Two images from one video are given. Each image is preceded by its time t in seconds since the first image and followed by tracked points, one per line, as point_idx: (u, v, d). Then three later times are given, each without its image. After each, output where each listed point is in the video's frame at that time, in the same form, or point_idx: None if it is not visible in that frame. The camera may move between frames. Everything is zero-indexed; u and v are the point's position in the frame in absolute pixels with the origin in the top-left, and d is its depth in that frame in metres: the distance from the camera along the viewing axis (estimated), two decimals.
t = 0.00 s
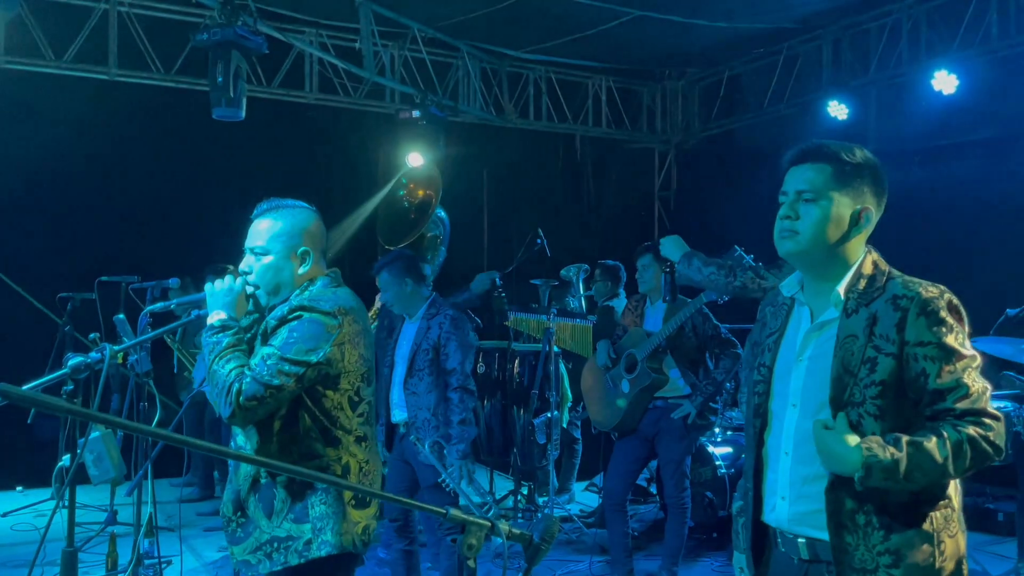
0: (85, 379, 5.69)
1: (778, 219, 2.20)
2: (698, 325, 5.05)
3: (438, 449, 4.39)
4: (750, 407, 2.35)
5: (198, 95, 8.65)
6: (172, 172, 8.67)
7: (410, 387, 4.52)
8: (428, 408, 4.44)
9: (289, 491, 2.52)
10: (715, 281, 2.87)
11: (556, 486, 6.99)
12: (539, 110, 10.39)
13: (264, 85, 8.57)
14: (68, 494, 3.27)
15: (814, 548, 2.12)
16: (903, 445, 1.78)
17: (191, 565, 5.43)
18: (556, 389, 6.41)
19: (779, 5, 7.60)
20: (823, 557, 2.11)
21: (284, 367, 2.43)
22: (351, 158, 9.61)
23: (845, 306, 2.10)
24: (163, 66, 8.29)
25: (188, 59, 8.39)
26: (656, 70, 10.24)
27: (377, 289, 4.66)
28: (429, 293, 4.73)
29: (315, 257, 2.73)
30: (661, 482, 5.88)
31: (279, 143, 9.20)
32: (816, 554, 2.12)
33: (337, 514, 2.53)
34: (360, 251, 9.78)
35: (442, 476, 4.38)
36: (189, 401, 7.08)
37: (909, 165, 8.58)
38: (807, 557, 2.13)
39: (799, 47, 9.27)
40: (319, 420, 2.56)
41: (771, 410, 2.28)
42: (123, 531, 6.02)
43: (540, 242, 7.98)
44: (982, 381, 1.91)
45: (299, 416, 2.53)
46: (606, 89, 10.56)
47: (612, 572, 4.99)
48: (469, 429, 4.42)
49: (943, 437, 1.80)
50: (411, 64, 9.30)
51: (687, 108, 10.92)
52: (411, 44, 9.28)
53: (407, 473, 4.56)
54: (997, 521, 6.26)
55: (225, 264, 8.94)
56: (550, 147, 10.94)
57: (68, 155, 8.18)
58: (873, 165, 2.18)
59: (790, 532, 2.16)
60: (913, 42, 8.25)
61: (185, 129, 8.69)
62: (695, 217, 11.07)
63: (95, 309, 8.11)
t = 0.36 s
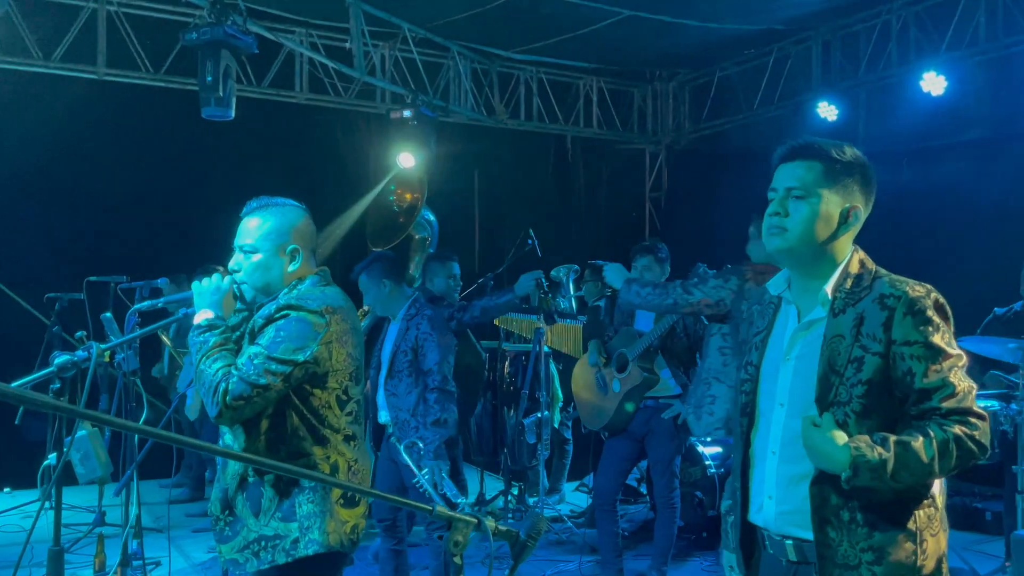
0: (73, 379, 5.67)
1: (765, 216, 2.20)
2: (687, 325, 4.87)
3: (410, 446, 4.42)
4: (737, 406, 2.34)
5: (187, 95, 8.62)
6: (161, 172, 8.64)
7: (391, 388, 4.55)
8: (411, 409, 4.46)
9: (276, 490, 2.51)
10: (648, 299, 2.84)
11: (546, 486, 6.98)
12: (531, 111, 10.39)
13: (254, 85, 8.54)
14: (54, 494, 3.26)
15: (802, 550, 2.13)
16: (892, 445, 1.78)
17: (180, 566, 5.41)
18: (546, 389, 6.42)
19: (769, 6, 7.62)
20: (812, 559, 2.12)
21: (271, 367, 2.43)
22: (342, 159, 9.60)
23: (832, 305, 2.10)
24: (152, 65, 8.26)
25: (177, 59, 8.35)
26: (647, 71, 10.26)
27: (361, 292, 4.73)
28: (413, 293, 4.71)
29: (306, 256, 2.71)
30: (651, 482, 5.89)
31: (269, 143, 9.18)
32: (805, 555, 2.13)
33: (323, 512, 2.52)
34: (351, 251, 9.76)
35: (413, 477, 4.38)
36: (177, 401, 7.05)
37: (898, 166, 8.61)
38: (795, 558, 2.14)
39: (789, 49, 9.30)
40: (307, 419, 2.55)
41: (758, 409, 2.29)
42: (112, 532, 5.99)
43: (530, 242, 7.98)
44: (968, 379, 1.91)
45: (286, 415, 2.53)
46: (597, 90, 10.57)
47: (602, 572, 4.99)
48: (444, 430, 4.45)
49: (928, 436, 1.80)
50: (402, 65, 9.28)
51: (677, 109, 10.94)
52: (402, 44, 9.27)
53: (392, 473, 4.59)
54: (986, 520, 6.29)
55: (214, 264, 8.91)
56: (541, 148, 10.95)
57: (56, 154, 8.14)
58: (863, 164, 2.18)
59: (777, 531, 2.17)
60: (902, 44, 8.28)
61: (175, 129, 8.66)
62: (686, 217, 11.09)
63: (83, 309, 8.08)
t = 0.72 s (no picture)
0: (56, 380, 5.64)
1: (743, 219, 2.21)
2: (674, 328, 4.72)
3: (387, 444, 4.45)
4: (720, 406, 2.35)
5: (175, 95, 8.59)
6: (147, 172, 8.61)
7: (372, 388, 4.54)
8: (389, 406, 4.47)
9: (259, 489, 2.50)
10: (607, 311, 3.52)
11: (534, 486, 6.98)
12: (519, 111, 10.39)
13: (242, 85, 8.51)
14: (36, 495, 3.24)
15: (784, 547, 2.13)
16: (867, 443, 1.79)
17: (164, 568, 5.37)
18: (533, 389, 6.42)
19: (756, 8, 7.65)
20: (794, 556, 2.12)
21: (253, 367, 2.42)
22: (330, 159, 9.59)
23: (809, 305, 2.11)
24: (139, 64, 8.22)
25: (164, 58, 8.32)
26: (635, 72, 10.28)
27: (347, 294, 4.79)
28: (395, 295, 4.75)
29: (288, 255, 2.70)
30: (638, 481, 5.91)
31: (257, 143, 9.16)
32: (787, 551, 2.13)
33: (306, 511, 2.51)
34: (339, 251, 9.74)
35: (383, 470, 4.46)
36: (163, 402, 7.02)
37: (884, 167, 8.65)
38: (778, 554, 2.14)
39: (776, 50, 9.34)
40: (290, 419, 2.54)
41: (741, 410, 2.29)
42: (96, 534, 5.96)
43: (518, 243, 7.99)
44: (944, 375, 1.92)
45: (270, 415, 2.52)
46: (585, 91, 10.58)
47: (589, 572, 4.98)
48: (422, 427, 4.42)
49: (905, 432, 1.81)
50: (391, 65, 9.27)
51: (666, 110, 10.97)
52: (390, 45, 9.26)
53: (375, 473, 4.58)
54: (971, 519, 6.32)
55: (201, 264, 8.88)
56: (530, 149, 10.97)
57: (41, 153, 8.09)
58: (836, 163, 2.20)
59: (760, 529, 2.17)
60: (888, 46, 8.33)
61: (162, 128, 8.63)
62: (674, 218, 11.12)
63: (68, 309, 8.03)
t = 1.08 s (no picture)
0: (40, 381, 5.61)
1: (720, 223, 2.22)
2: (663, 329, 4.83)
3: (383, 443, 4.43)
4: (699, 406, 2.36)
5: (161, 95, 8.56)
6: (134, 172, 8.57)
7: (360, 386, 4.52)
8: (375, 405, 4.45)
9: (242, 492, 2.49)
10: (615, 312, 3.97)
11: (522, 487, 6.98)
12: (508, 112, 10.40)
13: (229, 85, 8.48)
14: (17, 496, 3.22)
15: (758, 542, 2.13)
16: (835, 440, 1.81)
17: (150, 570, 5.34)
18: (521, 390, 6.43)
19: (743, 10, 7.68)
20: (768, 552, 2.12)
21: (234, 370, 2.41)
22: (319, 159, 9.58)
23: (785, 305, 2.12)
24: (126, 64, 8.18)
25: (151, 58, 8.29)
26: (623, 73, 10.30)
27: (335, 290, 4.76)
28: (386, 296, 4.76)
29: (269, 255, 2.70)
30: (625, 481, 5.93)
31: (244, 143, 9.14)
32: (761, 548, 2.13)
33: (291, 513, 2.50)
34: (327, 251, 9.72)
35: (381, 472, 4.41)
36: (149, 403, 6.99)
37: (870, 168, 8.69)
38: (752, 550, 2.15)
39: (763, 52, 9.38)
40: (272, 420, 2.54)
41: (719, 410, 2.30)
42: (82, 536, 5.93)
43: (506, 243, 7.99)
44: (917, 375, 1.93)
45: (252, 417, 2.52)
46: (574, 92, 10.60)
47: (576, 572, 4.98)
48: (416, 427, 4.39)
49: (874, 432, 1.82)
50: (379, 65, 9.26)
51: (654, 111, 11.00)
52: (378, 45, 9.25)
53: (361, 473, 4.57)
54: (955, 518, 6.36)
55: (187, 265, 8.84)
56: (519, 150, 10.98)
57: (26, 153, 8.04)
58: (809, 166, 2.22)
59: (735, 527, 2.18)
60: (874, 48, 8.38)
61: (148, 128, 8.59)
62: (662, 219, 11.15)
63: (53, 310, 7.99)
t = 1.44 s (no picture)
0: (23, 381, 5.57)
1: (710, 220, 2.23)
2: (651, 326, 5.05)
3: (385, 445, 4.39)
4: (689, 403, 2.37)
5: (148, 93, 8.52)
6: (120, 171, 8.53)
7: (355, 385, 4.47)
8: (372, 406, 4.42)
9: (221, 489, 2.47)
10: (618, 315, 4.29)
11: (509, 486, 6.99)
12: (496, 112, 10.40)
13: (216, 84, 8.45)
14: None
15: (750, 543, 2.15)
16: (826, 437, 1.82)
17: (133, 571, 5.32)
18: (508, 390, 6.43)
19: (728, 11, 7.71)
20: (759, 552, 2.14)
21: (220, 361, 2.40)
22: (306, 159, 9.56)
23: (775, 301, 2.12)
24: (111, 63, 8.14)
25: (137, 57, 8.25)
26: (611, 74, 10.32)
27: (329, 289, 4.70)
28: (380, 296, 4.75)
29: (254, 254, 2.68)
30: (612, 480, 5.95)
31: (231, 143, 9.11)
32: (753, 547, 2.15)
33: (269, 512, 2.50)
34: (315, 251, 9.70)
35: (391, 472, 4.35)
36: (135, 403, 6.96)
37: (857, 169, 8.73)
38: (744, 551, 2.17)
39: (750, 52, 9.42)
40: (253, 418, 2.53)
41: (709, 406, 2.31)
42: (65, 537, 5.90)
43: (494, 243, 7.99)
44: (906, 373, 1.94)
45: (233, 414, 2.51)
46: (562, 92, 10.61)
47: (562, 572, 4.98)
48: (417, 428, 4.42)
49: (865, 429, 1.83)
50: (366, 65, 9.24)
51: (642, 111, 11.02)
52: (366, 44, 9.23)
53: (346, 473, 4.56)
54: (939, 516, 6.42)
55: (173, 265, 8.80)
56: (507, 150, 10.99)
57: (10, 152, 7.98)
58: (799, 163, 2.22)
59: (727, 526, 2.19)
60: (859, 49, 8.42)
61: (134, 127, 8.55)
62: (650, 219, 11.17)
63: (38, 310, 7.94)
